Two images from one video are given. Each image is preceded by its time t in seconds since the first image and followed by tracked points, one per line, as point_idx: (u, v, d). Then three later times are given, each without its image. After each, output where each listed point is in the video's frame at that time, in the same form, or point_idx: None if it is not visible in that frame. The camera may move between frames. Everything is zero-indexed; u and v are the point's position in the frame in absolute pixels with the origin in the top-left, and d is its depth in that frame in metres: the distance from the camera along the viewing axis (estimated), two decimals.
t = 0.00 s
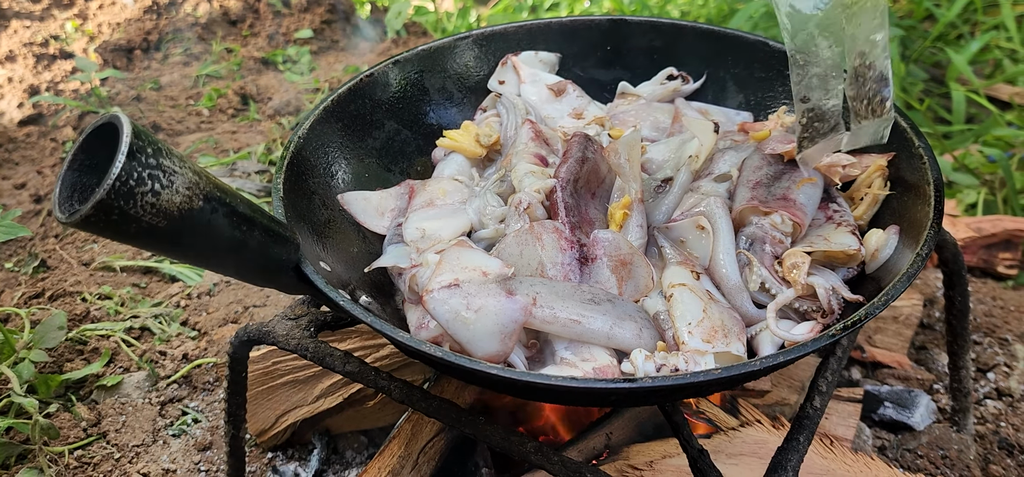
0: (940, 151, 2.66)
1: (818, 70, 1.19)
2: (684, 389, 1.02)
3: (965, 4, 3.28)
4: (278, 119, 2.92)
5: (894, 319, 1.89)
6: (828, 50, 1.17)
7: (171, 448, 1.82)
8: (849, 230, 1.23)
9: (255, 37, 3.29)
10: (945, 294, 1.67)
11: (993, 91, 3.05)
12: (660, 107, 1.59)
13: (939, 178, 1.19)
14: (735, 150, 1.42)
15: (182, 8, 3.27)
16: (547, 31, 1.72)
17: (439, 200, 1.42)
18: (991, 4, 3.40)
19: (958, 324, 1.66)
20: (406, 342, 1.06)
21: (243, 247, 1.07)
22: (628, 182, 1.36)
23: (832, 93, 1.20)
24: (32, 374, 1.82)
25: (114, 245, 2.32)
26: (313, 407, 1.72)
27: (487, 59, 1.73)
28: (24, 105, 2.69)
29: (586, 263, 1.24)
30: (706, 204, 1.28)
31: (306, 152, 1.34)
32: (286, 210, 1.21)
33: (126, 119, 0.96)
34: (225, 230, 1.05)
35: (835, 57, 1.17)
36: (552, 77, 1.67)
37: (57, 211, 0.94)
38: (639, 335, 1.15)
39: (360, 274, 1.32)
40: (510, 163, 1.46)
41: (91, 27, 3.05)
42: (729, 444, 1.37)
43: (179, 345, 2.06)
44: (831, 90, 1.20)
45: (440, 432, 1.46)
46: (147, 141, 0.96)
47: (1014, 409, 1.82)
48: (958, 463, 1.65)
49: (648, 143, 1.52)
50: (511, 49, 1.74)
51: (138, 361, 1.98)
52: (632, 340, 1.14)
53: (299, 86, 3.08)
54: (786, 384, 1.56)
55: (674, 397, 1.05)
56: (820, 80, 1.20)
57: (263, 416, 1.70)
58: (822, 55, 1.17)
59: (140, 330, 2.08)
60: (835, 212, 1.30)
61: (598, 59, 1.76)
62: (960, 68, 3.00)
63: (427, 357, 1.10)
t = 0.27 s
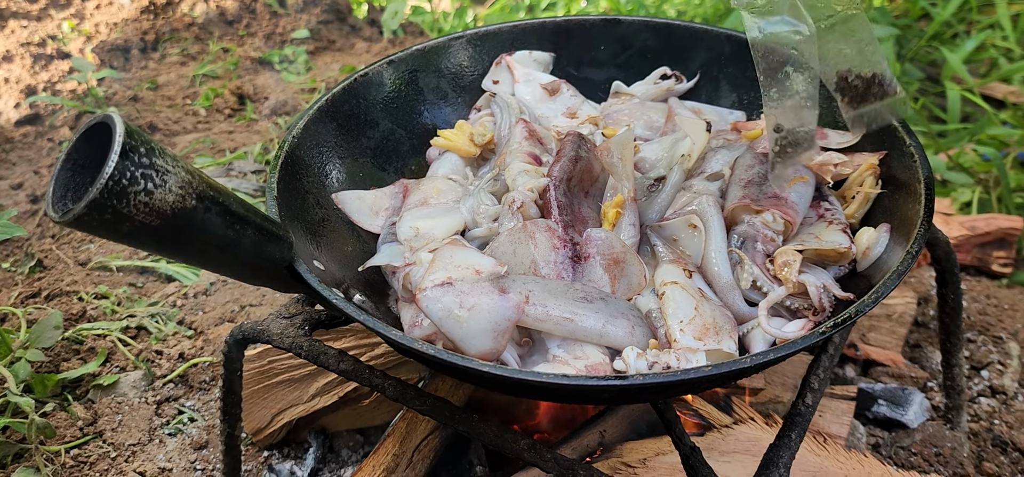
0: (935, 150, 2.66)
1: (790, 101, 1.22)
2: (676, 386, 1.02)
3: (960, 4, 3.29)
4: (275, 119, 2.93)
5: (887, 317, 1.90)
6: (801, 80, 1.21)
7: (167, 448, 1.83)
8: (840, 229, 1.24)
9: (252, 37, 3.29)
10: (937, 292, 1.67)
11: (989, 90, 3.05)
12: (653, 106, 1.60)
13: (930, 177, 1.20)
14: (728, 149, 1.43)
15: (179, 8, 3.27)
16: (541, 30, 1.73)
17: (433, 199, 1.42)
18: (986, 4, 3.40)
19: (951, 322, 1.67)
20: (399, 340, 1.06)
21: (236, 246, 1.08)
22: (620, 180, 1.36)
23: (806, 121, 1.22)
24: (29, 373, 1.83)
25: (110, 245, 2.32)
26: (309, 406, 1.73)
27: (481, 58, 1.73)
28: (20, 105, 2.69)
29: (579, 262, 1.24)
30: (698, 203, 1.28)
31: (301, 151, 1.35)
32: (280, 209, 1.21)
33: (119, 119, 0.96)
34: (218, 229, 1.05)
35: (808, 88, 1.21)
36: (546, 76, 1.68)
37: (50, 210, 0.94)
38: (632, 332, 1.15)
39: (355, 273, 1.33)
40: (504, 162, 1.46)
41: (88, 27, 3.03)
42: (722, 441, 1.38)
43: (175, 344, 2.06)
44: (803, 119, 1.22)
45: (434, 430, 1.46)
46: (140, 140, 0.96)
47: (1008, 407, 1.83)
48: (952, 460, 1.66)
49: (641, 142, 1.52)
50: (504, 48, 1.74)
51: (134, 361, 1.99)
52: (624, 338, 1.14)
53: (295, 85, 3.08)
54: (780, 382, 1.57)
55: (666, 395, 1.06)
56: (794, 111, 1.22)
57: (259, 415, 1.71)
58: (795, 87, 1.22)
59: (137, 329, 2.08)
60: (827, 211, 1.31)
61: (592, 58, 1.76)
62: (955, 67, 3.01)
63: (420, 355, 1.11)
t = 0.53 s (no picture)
0: (926, 152, 2.67)
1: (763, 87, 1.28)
2: (659, 392, 1.03)
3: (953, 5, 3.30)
4: (270, 123, 2.93)
5: (877, 320, 1.90)
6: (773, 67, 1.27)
7: (161, 452, 1.84)
8: (824, 234, 1.25)
9: (247, 41, 3.30)
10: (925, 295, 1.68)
11: (981, 92, 3.06)
12: (642, 112, 1.61)
13: (914, 182, 1.21)
14: (715, 155, 1.44)
15: (175, 12, 3.31)
16: (530, 36, 1.74)
17: (422, 205, 1.43)
18: (979, 5, 3.41)
19: (939, 325, 1.68)
20: (386, 347, 1.07)
21: (224, 254, 1.09)
22: (607, 186, 1.37)
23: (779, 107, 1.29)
24: (23, 379, 1.84)
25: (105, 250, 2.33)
26: (301, 411, 1.74)
27: (471, 64, 1.74)
28: (17, 110, 2.70)
29: (566, 267, 1.25)
30: (684, 208, 1.29)
31: (290, 158, 1.36)
32: (268, 216, 1.22)
33: (107, 129, 0.97)
34: (206, 237, 1.06)
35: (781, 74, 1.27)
36: (535, 82, 1.69)
37: (39, 220, 0.95)
38: (618, 338, 1.16)
39: (344, 279, 1.34)
40: (493, 169, 1.47)
41: (84, 31, 3.07)
42: (710, 445, 1.39)
43: (169, 349, 2.07)
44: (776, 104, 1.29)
45: (425, 435, 1.47)
46: (128, 150, 0.97)
47: (996, 409, 1.84)
48: (940, 462, 1.67)
49: (630, 148, 1.53)
50: (494, 54, 1.75)
51: (128, 366, 2.00)
52: (610, 344, 1.15)
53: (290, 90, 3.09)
54: (768, 385, 1.58)
55: (651, 400, 1.07)
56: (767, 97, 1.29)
57: (251, 420, 1.72)
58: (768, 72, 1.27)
59: (131, 335, 2.09)
60: (812, 216, 1.32)
61: (582, 63, 1.77)
62: (948, 69, 3.02)
63: (407, 361, 1.12)
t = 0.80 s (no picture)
0: (925, 151, 2.67)
1: (796, 80, 1.41)
2: (658, 389, 1.03)
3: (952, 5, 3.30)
4: (269, 125, 2.94)
5: (877, 318, 1.91)
6: (802, 60, 1.39)
7: (162, 454, 1.84)
8: (823, 231, 1.25)
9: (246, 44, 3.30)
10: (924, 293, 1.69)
11: (980, 90, 3.07)
12: (640, 111, 1.61)
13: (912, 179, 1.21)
14: (713, 153, 1.44)
15: (174, 16, 3.33)
16: (529, 36, 1.74)
17: (421, 205, 1.43)
18: (977, 4, 3.41)
19: (938, 322, 1.68)
20: (385, 345, 1.07)
21: (223, 253, 1.09)
22: (605, 185, 1.37)
23: (815, 103, 1.39)
24: (23, 382, 1.85)
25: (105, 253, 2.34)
26: (302, 412, 1.74)
27: (470, 65, 1.75)
28: (17, 114, 2.71)
29: (565, 266, 1.25)
30: (683, 207, 1.29)
31: (290, 159, 1.36)
32: (268, 217, 1.22)
33: (106, 130, 0.97)
34: (206, 237, 1.06)
35: (812, 69, 1.38)
36: (534, 82, 1.69)
37: (39, 220, 0.96)
38: (617, 336, 1.16)
39: (343, 279, 1.34)
40: (492, 168, 1.48)
41: (84, 36, 3.09)
42: (710, 443, 1.39)
43: (170, 351, 2.07)
44: (813, 99, 1.39)
45: (425, 434, 1.47)
46: (127, 151, 0.97)
47: (997, 406, 1.84)
48: (941, 459, 1.67)
49: (628, 147, 1.54)
50: (492, 54, 1.75)
51: (129, 368, 2.00)
52: (609, 342, 1.15)
53: (290, 92, 3.09)
54: (768, 384, 1.58)
55: (650, 397, 1.07)
56: (802, 93, 1.40)
57: (252, 421, 1.72)
58: (797, 66, 1.40)
59: (131, 337, 2.09)
60: (810, 213, 1.32)
61: (580, 63, 1.77)
62: (947, 67, 3.02)
63: (407, 360, 1.12)
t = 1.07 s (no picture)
0: (928, 147, 2.66)
1: (795, 46, 1.26)
2: (662, 381, 1.02)
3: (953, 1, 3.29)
4: (269, 126, 2.93)
5: (881, 312, 1.88)
6: (801, 26, 1.24)
7: (161, 455, 1.82)
8: (827, 222, 1.23)
9: (246, 46, 3.30)
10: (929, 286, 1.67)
11: (982, 86, 3.05)
12: (641, 105, 1.59)
13: (917, 169, 1.19)
14: (715, 145, 1.43)
15: (172, 19, 3.33)
16: (529, 31, 1.73)
17: (421, 200, 1.42)
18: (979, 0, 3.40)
19: (944, 316, 1.66)
20: (385, 339, 1.06)
21: (220, 247, 1.08)
22: (607, 179, 1.36)
23: (813, 65, 1.28)
24: (22, 383, 1.83)
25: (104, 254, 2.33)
26: (302, 411, 1.73)
27: (469, 60, 1.73)
28: (16, 118, 2.70)
29: (567, 259, 1.24)
30: (685, 199, 1.28)
31: (287, 154, 1.35)
32: (265, 212, 1.21)
33: (100, 122, 0.96)
34: (202, 231, 1.05)
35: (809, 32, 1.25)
36: (534, 76, 1.68)
37: (32, 214, 0.94)
38: (620, 329, 1.15)
39: (343, 275, 1.32)
40: (492, 163, 1.46)
41: (83, 39, 3.07)
42: (714, 439, 1.37)
43: (169, 352, 2.06)
44: (810, 63, 1.28)
45: (426, 432, 1.45)
46: (122, 143, 0.96)
47: (1004, 401, 1.82)
48: (948, 454, 1.66)
49: (630, 141, 1.52)
50: (491, 49, 1.74)
51: (128, 369, 1.98)
52: (612, 335, 1.14)
53: (289, 93, 3.08)
54: (773, 379, 1.56)
55: (654, 390, 1.05)
56: (799, 56, 1.27)
57: (252, 421, 1.71)
58: (797, 32, 1.25)
59: (130, 338, 2.08)
60: (814, 205, 1.31)
61: (580, 58, 1.76)
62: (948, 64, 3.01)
63: (407, 354, 1.10)
